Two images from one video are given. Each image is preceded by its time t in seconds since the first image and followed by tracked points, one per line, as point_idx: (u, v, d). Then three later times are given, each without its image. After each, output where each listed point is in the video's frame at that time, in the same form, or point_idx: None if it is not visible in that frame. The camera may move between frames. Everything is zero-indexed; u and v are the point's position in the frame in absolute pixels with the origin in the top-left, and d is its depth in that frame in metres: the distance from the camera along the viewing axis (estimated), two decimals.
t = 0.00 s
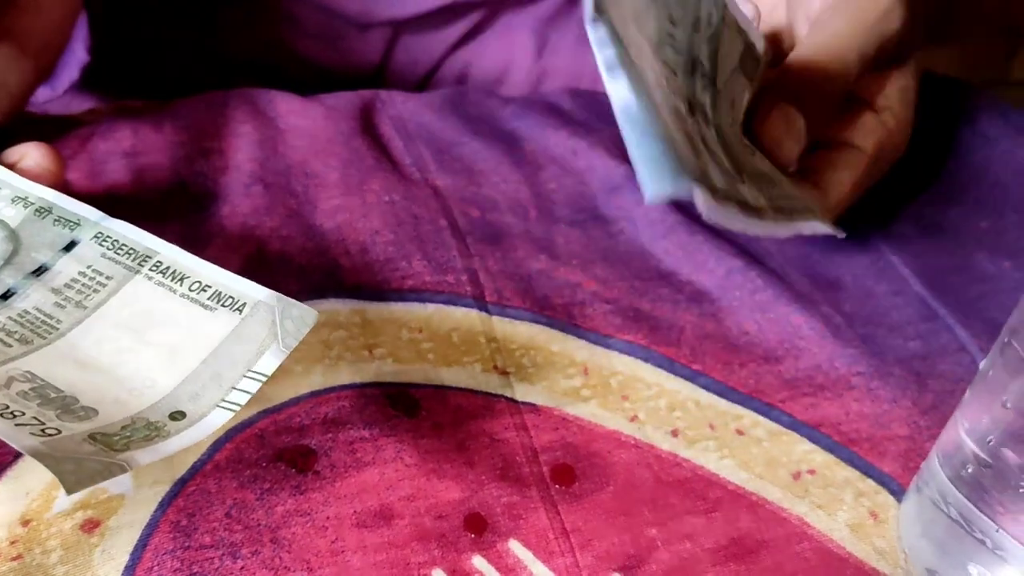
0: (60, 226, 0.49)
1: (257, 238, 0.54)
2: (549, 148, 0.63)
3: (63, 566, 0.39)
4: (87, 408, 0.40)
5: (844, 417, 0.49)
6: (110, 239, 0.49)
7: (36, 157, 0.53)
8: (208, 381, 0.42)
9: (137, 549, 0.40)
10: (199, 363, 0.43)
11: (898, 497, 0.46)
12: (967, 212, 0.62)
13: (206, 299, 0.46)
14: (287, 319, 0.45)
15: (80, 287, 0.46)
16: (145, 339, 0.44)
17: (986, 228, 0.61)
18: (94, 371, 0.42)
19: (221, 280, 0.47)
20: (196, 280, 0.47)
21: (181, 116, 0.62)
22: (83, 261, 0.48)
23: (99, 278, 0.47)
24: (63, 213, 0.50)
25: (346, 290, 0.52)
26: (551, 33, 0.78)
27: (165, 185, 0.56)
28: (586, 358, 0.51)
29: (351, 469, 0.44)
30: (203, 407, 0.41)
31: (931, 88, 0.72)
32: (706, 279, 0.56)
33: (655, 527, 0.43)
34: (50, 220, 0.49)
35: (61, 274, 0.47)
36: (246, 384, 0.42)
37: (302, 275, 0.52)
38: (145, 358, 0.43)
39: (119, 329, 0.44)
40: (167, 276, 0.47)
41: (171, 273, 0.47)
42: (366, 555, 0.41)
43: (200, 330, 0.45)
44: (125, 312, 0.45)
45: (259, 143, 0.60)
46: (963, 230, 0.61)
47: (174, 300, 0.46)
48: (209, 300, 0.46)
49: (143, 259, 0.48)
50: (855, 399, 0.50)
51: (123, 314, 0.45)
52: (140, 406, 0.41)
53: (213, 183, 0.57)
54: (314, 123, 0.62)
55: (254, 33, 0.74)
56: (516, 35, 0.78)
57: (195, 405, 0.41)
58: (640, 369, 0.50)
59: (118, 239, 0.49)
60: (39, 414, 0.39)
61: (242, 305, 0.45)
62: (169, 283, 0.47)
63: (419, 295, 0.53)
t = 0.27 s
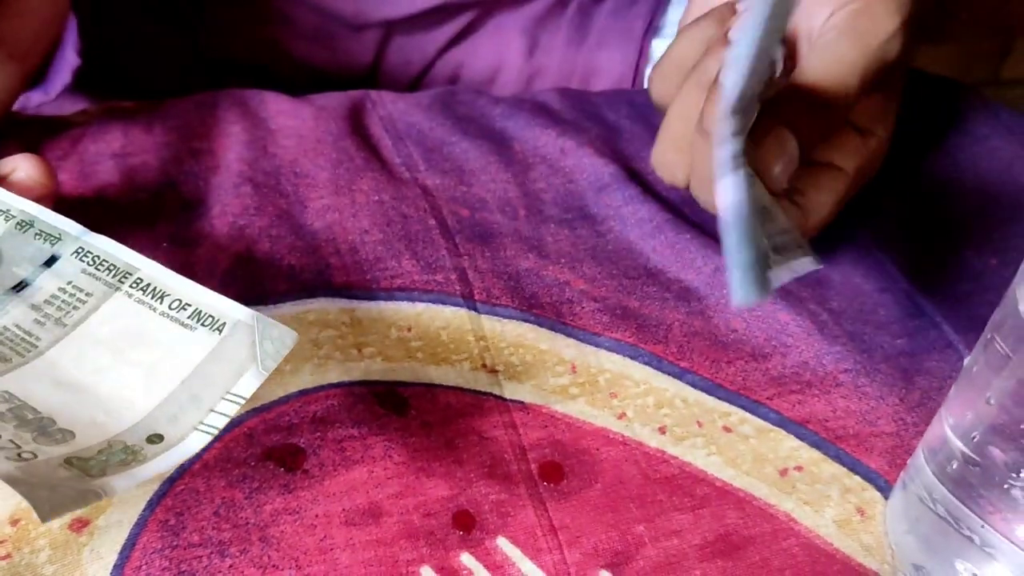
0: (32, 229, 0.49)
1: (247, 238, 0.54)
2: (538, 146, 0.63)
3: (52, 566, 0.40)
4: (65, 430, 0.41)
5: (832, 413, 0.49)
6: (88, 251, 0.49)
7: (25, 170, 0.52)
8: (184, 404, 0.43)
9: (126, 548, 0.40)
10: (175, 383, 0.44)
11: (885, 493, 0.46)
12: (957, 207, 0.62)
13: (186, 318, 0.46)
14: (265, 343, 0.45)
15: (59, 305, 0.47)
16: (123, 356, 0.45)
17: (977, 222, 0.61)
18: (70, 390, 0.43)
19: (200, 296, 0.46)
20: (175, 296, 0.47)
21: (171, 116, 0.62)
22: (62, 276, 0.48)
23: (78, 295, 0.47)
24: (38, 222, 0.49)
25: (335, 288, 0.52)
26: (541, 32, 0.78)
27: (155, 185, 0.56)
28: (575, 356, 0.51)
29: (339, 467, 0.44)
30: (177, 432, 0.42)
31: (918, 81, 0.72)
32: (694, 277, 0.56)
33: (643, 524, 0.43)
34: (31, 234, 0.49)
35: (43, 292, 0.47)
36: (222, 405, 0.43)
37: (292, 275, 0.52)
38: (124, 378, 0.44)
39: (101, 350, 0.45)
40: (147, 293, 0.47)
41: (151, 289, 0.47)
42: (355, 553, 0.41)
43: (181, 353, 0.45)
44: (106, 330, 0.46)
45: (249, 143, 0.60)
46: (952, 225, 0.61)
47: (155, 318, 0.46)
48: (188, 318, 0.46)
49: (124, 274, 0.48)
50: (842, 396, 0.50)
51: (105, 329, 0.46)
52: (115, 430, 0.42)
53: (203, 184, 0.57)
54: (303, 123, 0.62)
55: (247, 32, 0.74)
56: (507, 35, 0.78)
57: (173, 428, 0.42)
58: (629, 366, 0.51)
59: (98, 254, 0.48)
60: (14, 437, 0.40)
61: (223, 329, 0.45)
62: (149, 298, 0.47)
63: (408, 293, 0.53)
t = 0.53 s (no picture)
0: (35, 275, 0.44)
1: (243, 239, 0.53)
2: (536, 145, 0.63)
3: None
4: (67, 539, 0.39)
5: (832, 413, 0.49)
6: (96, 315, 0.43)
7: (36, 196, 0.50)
8: (184, 514, 0.40)
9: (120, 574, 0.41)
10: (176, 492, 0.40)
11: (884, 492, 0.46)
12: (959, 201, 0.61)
13: (189, 415, 0.42)
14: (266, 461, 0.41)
15: (62, 372, 0.42)
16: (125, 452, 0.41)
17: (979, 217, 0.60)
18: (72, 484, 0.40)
19: (206, 392, 0.42)
20: (182, 390, 0.42)
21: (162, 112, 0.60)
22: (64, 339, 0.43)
23: (85, 373, 0.42)
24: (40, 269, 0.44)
25: (332, 289, 0.52)
26: (539, 32, 0.77)
27: (148, 184, 0.56)
28: (572, 356, 0.51)
29: (338, 468, 0.46)
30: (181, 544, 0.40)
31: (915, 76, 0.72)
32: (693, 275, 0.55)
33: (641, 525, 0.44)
34: (39, 293, 0.44)
35: (46, 364, 0.42)
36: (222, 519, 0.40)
37: (288, 276, 0.52)
38: (125, 478, 0.40)
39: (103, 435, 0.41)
40: (152, 383, 0.42)
41: (155, 380, 0.42)
42: (350, 555, 0.42)
43: (180, 459, 0.41)
44: (108, 419, 0.41)
45: (243, 142, 0.59)
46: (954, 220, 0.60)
47: (159, 412, 0.42)
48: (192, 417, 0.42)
49: (130, 353, 0.42)
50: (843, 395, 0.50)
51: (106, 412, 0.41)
52: (117, 539, 0.39)
53: (199, 183, 0.56)
54: (299, 120, 0.61)
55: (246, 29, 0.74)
56: (506, 32, 0.78)
57: (172, 543, 0.40)
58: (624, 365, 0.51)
59: (104, 326, 0.43)
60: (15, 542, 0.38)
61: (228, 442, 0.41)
62: (155, 389, 0.42)
63: (406, 293, 0.53)
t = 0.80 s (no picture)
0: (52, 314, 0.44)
1: (245, 240, 0.54)
2: (536, 145, 0.63)
3: None
4: None
5: (832, 411, 0.49)
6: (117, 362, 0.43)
7: (46, 198, 0.52)
8: None
9: None
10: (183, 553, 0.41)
11: (884, 490, 0.46)
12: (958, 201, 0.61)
13: (201, 481, 0.42)
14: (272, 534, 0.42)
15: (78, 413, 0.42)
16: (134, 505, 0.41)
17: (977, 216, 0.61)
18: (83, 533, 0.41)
19: (218, 458, 0.42)
20: (196, 451, 0.42)
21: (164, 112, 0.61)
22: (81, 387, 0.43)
23: (101, 423, 0.42)
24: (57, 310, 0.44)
25: (334, 288, 0.52)
26: (538, 32, 0.77)
27: (151, 185, 0.56)
28: (574, 355, 0.51)
29: (341, 468, 0.46)
30: None
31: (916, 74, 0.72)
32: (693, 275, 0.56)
33: (641, 524, 0.45)
34: (60, 331, 0.44)
35: (65, 409, 0.42)
36: None
37: (290, 275, 0.52)
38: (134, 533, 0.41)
39: (115, 485, 0.41)
40: (166, 441, 0.42)
41: (169, 439, 0.42)
42: (355, 555, 0.43)
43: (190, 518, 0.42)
44: (122, 472, 0.42)
45: (245, 142, 0.59)
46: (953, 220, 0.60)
47: (169, 472, 0.42)
48: (203, 483, 0.42)
49: (148, 410, 0.43)
50: (842, 394, 0.50)
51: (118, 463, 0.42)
52: None
53: (201, 185, 0.57)
54: (299, 122, 0.61)
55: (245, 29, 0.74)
56: (505, 31, 0.78)
57: None
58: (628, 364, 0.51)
59: (124, 375, 0.43)
60: None
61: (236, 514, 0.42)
62: (168, 447, 0.42)
63: (407, 293, 0.53)
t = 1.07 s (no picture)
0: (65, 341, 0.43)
1: (245, 241, 0.54)
2: (536, 146, 0.63)
3: None
4: None
5: (829, 411, 0.49)
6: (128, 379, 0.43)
7: (59, 222, 0.50)
8: None
9: None
10: None
11: (883, 489, 0.46)
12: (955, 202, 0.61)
13: (211, 504, 0.41)
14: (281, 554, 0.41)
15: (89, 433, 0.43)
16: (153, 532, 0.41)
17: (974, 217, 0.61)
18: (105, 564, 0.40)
19: (229, 482, 0.42)
20: (208, 477, 0.42)
21: (167, 115, 0.61)
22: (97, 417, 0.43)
23: (119, 451, 0.42)
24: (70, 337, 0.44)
25: (334, 288, 0.52)
26: (538, 33, 0.78)
27: (153, 187, 0.57)
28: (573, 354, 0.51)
29: (339, 468, 0.45)
30: None
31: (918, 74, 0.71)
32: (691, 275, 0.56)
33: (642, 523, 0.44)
34: (75, 358, 0.43)
35: (83, 438, 0.42)
36: None
37: (290, 275, 0.53)
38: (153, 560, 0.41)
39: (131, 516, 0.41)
40: (178, 468, 0.42)
41: (180, 464, 0.42)
42: (355, 556, 0.42)
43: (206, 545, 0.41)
44: (139, 499, 0.42)
45: (246, 144, 0.60)
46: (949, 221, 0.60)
47: (183, 495, 0.42)
48: (213, 505, 0.41)
49: (158, 435, 0.42)
50: (840, 393, 0.50)
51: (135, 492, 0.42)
52: None
53: (202, 186, 0.57)
54: (300, 123, 0.62)
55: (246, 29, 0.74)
56: (505, 31, 0.78)
57: None
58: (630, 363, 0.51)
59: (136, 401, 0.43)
60: None
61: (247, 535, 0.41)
62: (180, 474, 0.42)
63: (406, 293, 0.53)
